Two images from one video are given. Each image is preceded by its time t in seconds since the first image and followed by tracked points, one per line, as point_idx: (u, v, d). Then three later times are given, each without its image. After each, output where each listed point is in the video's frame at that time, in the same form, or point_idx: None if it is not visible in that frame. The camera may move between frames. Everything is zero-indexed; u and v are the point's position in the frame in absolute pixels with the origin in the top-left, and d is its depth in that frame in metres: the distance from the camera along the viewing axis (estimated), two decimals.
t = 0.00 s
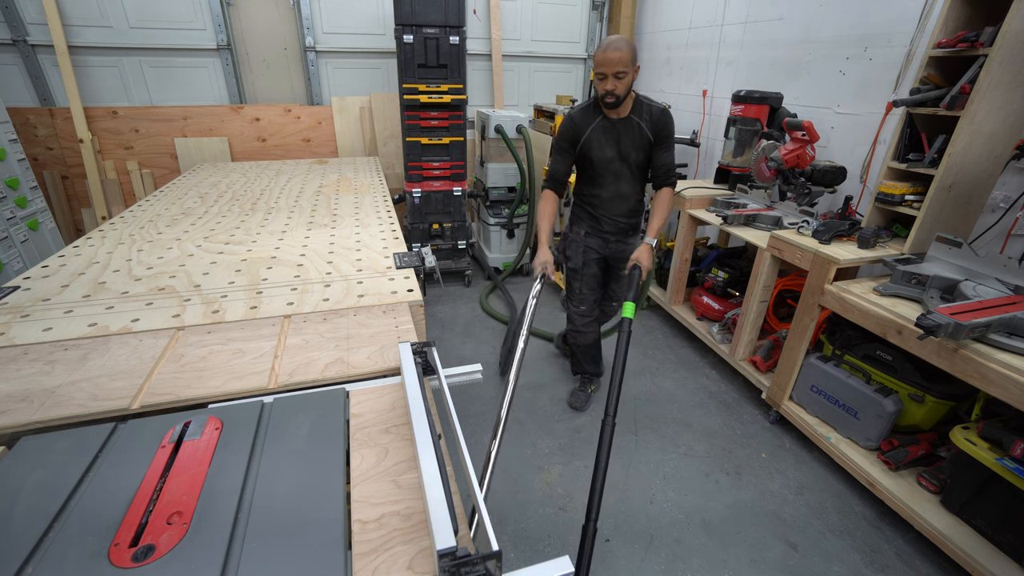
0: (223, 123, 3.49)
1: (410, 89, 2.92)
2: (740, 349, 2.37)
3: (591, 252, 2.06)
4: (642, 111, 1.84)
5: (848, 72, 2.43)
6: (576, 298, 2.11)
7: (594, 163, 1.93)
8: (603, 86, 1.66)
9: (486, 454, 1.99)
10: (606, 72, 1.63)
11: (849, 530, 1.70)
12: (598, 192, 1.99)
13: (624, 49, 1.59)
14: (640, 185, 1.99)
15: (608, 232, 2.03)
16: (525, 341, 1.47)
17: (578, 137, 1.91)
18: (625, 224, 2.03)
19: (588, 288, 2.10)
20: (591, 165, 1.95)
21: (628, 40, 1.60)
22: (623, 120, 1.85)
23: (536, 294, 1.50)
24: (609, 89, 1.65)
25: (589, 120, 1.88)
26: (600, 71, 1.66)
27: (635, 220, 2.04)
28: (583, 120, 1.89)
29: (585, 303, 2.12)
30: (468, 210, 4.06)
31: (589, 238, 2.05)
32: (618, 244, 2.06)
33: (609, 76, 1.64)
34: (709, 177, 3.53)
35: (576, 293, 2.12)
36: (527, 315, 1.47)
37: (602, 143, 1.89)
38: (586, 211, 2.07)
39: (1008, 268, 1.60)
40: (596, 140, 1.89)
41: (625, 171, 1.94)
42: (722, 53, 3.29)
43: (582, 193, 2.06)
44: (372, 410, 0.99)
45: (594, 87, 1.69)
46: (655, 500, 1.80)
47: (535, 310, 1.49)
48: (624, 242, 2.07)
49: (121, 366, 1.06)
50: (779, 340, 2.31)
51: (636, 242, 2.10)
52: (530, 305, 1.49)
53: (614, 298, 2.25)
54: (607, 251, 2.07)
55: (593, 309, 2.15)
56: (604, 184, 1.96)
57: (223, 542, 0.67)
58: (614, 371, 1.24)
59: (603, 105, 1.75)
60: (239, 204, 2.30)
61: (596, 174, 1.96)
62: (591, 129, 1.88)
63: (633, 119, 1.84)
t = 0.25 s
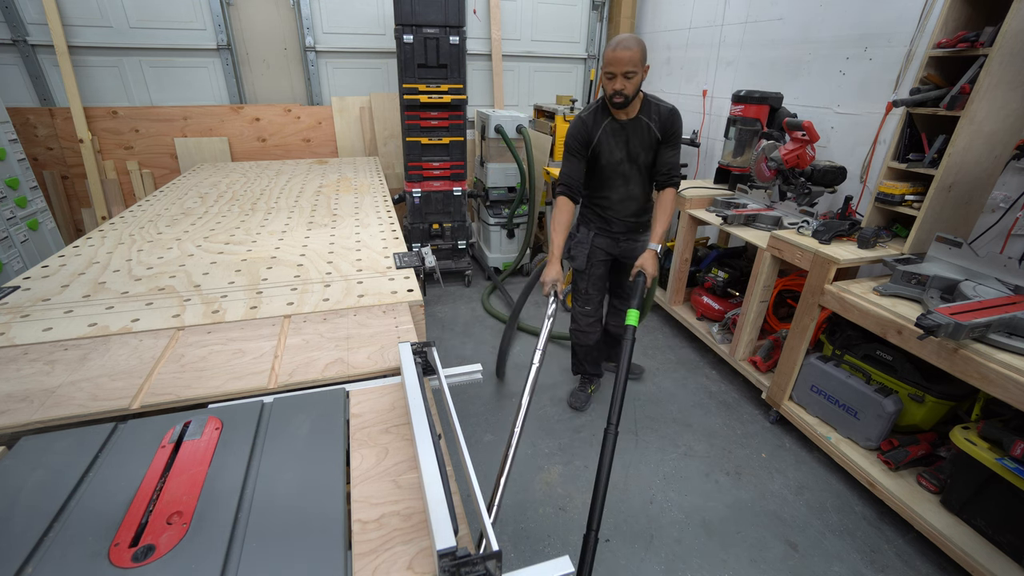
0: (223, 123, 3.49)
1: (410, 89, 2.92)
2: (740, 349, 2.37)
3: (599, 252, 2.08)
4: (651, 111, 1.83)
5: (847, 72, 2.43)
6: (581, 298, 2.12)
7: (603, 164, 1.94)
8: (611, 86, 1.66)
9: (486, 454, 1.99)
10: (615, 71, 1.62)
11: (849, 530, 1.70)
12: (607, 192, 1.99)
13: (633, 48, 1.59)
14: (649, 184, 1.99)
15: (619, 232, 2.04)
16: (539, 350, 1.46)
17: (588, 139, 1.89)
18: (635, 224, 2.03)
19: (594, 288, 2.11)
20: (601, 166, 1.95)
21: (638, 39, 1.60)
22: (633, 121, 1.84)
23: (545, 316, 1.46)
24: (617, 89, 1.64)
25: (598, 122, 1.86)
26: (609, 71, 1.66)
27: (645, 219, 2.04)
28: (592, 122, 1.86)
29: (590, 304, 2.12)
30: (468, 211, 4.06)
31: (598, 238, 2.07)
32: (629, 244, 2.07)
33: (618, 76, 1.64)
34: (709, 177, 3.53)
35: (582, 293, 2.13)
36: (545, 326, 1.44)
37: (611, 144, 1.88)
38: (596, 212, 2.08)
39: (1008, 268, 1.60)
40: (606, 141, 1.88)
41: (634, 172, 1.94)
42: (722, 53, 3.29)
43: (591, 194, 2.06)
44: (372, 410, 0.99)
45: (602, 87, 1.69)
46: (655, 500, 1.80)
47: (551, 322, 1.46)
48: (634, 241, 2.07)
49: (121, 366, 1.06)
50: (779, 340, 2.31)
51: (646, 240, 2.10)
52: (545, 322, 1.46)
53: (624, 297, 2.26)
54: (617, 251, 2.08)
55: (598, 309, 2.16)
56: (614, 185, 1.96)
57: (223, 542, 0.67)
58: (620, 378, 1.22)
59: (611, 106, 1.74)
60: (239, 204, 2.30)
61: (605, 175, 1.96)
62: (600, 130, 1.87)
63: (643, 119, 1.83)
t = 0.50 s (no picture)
0: (223, 123, 3.49)
1: (410, 89, 2.92)
2: (740, 349, 2.37)
3: (609, 251, 2.09)
4: (666, 110, 1.82)
5: (848, 72, 2.43)
6: (588, 296, 2.14)
7: (615, 160, 1.92)
8: (631, 85, 1.66)
9: (487, 454, 1.99)
10: (634, 71, 1.63)
11: (849, 530, 1.70)
12: (619, 190, 1.99)
13: (653, 47, 1.59)
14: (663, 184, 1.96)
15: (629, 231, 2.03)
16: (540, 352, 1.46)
17: (600, 135, 1.91)
18: (646, 224, 2.01)
19: (601, 288, 2.12)
20: (612, 163, 1.95)
21: (659, 39, 1.60)
22: (647, 118, 1.83)
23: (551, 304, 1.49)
24: (637, 88, 1.64)
25: (613, 118, 1.87)
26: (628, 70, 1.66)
27: (658, 220, 2.02)
28: (605, 117, 1.88)
29: (595, 302, 2.14)
30: (468, 211, 4.06)
31: (608, 237, 2.08)
32: (639, 244, 2.05)
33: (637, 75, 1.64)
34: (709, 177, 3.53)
35: (589, 291, 2.14)
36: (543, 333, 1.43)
37: (623, 141, 1.88)
38: (608, 210, 2.08)
39: (1007, 268, 1.60)
40: (618, 138, 1.88)
41: (645, 170, 1.91)
42: (722, 53, 3.29)
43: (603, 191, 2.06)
44: (372, 410, 0.99)
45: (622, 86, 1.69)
46: (655, 500, 1.80)
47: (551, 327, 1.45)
48: (645, 242, 2.05)
49: (121, 365, 1.06)
50: (779, 340, 2.31)
51: (660, 243, 2.06)
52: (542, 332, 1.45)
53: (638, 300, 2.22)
54: (627, 250, 2.08)
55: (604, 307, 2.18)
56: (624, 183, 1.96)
57: (223, 541, 0.67)
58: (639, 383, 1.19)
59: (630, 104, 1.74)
60: (239, 204, 2.30)
61: (617, 173, 1.95)
62: (613, 126, 1.87)
63: (656, 118, 1.82)
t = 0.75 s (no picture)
0: (223, 123, 3.49)
1: (410, 89, 2.92)
2: (740, 349, 2.37)
3: (613, 245, 2.13)
4: (682, 109, 1.81)
5: (847, 72, 2.43)
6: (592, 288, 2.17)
7: (626, 154, 1.97)
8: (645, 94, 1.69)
9: (487, 454, 1.99)
10: (648, 81, 1.64)
11: (849, 530, 1.70)
12: (628, 184, 2.02)
13: (669, 57, 1.60)
14: (672, 184, 1.95)
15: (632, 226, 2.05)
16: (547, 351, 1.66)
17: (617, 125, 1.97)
18: (651, 222, 2.02)
19: (604, 283, 2.14)
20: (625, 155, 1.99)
21: (676, 48, 1.59)
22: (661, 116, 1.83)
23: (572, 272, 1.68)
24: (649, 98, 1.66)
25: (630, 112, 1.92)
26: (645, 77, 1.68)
27: (663, 220, 2.00)
28: (624, 110, 1.94)
29: (597, 296, 2.16)
30: (468, 210, 4.06)
31: (614, 230, 2.12)
32: (642, 242, 2.06)
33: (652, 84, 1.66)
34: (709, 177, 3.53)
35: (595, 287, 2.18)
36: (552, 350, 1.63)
37: (636, 135, 1.91)
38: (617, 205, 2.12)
39: (1007, 268, 1.60)
40: (632, 132, 1.92)
41: (653, 167, 1.92)
42: (722, 53, 3.29)
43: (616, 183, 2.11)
44: (372, 410, 0.99)
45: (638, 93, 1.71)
46: (655, 500, 1.80)
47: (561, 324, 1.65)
48: (648, 241, 2.05)
49: (121, 366, 1.06)
50: (779, 340, 2.31)
51: (665, 245, 2.04)
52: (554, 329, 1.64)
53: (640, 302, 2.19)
54: (631, 247, 2.10)
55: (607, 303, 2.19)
56: (632, 177, 1.99)
57: (223, 542, 0.67)
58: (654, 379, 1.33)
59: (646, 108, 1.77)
60: (239, 204, 2.30)
61: (628, 166, 1.99)
62: (629, 119, 1.92)
63: (669, 116, 1.81)
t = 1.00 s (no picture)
0: (223, 123, 3.49)
1: (410, 89, 2.92)
2: (740, 349, 2.37)
3: (613, 239, 2.19)
4: (686, 108, 1.84)
5: (847, 72, 2.43)
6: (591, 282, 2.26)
7: (629, 151, 2.01)
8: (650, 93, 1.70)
9: (487, 454, 1.99)
10: (652, 80, 1.65)
11: (849, 530, 1.70)
12: (630, 180, 2.06)
13: (672, 57, 1.61)
14: (672, 181, 1.98)
15: (631, 222, 2.09)
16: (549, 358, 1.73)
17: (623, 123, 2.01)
18: (649, 218, 2.05)
19: (602, 275, 2.22)
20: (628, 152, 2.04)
21: (680, 47, 1.60)
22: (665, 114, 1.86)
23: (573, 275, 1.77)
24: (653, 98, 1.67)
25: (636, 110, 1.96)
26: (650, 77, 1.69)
27: (662, 215, 2.04)
28: (631, 108, 1.98)
29: (596, 287, 2.25)
30: (468, 210, 4.06)
31: (614, 225, 2.18)
32: (641, 237, 2.10)
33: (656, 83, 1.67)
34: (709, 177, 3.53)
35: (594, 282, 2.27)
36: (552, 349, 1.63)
37: (640, 132, 1.95)
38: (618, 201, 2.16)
39: (1008, 268, 1.60)
40: (636, 129, 1.96)
41: (654, 164, 1.95)
42: (722, 53, 3.29)
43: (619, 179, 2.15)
44: (372, 410, 0.99)
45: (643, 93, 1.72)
46: (655, 500, 1.80)
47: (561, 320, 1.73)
48: (647, 236, 2.08)
49: (121, 366, 1.06)
50: (779, 340, 2.31)
51: (663, 240, 2.07)
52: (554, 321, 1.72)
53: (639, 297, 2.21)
54: (629, 242, 2.14)
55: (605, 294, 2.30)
56: (633, 173, 2.03)
57: (223, 542, 0.67)
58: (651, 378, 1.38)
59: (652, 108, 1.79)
60: (239, 204, 2.30)
61: (630, 162, 2.03)
62: (634, 116, 1.96)
63: (672, 114, 1.84)
